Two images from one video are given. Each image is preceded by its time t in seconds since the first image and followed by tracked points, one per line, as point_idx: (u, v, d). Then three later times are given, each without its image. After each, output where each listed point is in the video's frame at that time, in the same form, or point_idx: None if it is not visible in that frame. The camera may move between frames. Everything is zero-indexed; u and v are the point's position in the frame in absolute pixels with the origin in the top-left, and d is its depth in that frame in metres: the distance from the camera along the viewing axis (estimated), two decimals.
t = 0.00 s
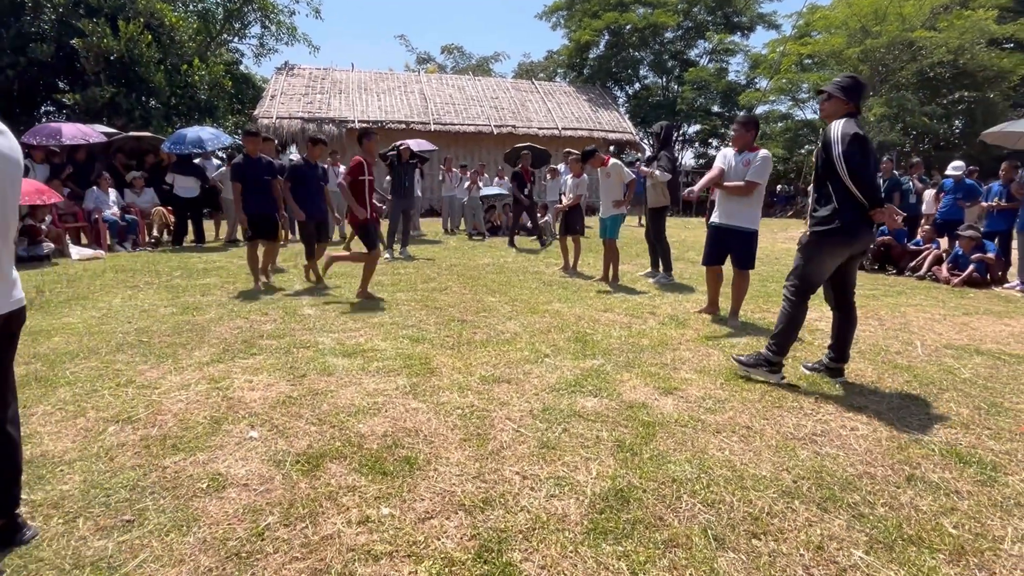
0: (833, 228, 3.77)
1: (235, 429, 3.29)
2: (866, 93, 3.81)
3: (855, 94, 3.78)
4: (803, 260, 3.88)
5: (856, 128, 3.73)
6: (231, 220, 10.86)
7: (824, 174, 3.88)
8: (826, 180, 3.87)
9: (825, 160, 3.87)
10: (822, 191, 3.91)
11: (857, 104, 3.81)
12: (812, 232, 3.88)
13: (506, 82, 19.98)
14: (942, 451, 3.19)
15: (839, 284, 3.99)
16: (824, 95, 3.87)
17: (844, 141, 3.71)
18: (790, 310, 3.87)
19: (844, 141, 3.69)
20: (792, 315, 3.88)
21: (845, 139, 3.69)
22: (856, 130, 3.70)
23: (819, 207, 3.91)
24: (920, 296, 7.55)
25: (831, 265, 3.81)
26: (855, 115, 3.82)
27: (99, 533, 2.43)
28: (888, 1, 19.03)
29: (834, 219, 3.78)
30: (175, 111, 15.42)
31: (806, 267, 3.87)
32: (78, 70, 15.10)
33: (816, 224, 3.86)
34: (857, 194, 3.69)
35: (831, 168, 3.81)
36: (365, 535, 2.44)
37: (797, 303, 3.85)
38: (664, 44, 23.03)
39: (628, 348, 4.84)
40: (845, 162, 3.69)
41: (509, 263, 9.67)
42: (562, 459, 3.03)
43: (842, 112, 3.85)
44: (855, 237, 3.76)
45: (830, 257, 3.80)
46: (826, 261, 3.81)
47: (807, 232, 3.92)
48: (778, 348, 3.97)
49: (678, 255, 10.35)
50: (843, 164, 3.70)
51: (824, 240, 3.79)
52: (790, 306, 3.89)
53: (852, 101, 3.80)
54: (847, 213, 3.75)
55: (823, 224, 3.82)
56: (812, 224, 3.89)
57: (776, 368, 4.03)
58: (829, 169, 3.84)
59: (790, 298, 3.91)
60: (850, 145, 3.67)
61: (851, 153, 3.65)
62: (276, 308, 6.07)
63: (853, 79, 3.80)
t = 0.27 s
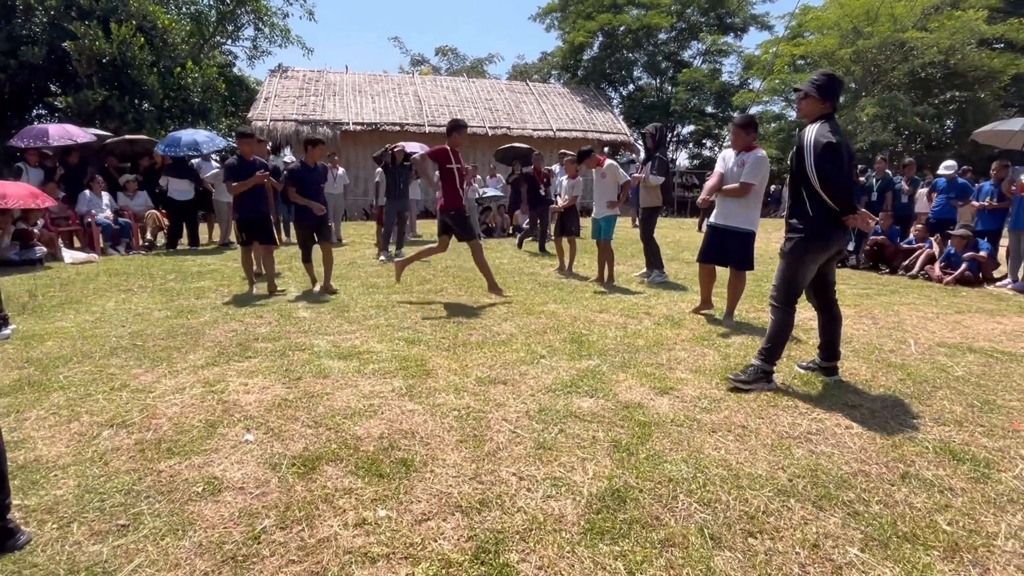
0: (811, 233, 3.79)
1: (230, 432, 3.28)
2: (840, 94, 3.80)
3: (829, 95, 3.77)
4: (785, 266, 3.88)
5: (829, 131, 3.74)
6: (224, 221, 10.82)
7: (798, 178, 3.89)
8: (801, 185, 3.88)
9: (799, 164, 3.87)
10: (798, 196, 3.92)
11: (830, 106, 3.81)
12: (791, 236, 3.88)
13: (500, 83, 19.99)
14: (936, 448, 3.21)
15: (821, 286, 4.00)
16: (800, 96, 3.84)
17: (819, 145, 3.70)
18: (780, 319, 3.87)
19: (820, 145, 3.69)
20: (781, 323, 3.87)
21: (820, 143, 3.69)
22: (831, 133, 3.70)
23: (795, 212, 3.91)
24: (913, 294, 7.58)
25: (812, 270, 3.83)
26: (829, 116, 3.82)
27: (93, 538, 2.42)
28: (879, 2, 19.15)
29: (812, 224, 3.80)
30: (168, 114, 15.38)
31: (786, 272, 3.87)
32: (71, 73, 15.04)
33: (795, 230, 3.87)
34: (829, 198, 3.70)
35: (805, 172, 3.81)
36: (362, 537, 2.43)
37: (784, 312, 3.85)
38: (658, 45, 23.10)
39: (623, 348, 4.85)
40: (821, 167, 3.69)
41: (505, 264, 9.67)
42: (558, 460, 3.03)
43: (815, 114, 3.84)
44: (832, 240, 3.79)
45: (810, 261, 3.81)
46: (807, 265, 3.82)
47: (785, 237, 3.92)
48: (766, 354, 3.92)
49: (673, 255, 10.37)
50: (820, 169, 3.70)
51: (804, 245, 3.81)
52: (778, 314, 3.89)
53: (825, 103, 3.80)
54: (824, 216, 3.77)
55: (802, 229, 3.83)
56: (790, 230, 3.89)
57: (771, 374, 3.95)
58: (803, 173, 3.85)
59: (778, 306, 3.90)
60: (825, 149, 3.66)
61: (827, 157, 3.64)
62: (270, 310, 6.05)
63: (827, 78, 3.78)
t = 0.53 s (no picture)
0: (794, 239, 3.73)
1: (228, 437, 3.27)
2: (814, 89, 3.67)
3: (805, 94, 3.64)
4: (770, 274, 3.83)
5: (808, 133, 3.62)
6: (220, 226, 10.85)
7: (775, 182, 3.78)
8: (778, 188, 3.76)
9: (778, 168, 3.75)
10: (775, 199, 3.81)
11: (803, 104, 3.68)
12: (773, 241, 3.80)
13: (497, 87, 20.02)
14: (934, 447, 3.22)
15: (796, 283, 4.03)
16: (779, 93, 3.65)
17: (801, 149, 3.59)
18: (773, 328, 3.84)
19: (807, 152, 3.57)
20: (775, 331, 3.84)
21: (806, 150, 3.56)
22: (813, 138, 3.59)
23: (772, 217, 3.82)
24: (910, 294, 7.59)
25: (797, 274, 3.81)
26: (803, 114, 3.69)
27: (92, 544, 2.41)
28: (873, 4, 19.23)
29: (794, 229, 3.74)
30: (164, 119, 15.37)
31: (772, 277, 3.82)
32: (66, 79, 15.02)
33: (776, 235, 3.79)
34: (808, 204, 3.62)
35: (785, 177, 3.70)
36: (362, 541, 2.43)
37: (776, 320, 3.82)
38: (654, 48, 23.16)
39: (621, 350, 4.85)
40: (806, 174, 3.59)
41: (503, 267, 9.66)
42: (557, 462, 3.03)
43: (790, 112, 3.70)
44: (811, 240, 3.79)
45: (795, 265, 3.78)
46: (792, 270, 3.79)
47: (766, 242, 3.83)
48: (761, 361, 3.89)
49: (670, 257, 10.39)
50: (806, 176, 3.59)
51: (788, 251, 3.76)
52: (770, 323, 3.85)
53: (799, 101, 3.65)
54: (804, 220, 3.73)
55: (784, 234, 3.75)
56: (771, 236, 3.81)
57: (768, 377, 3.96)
58: (780, 178, 3.74)
59: (768, 314, 3.87)
60: (812, 155, 3.55)
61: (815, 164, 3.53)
62: (268, 315, 6.04)
63: (801, 76, 3.63)
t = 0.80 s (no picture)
0: (792, 244, 3.66)
1: (230, 443, 3.27)
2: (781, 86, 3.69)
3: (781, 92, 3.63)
4: (768, 279, 3.70)
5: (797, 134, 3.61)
6: (217, 229, 10.99)
7: (772, 185, 3.64)
8: (775, 191, 3.64)
9: (774, 169, 3.62)
10: (768, 202, 3.68)
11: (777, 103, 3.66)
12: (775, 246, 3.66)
13: (494, 90, 20.05)
14: (936, 448, 3.22)
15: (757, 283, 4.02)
16: (757, 93, 3.59)
17: (799, 150, 3.55)
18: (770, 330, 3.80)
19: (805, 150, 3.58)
20: (774, 333, 3.80)
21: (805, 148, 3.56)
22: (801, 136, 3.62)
23: (769, 221, 3.66)
24: (909, 295, 7.61)
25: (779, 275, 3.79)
26: (777, 112, 3.68)
27: (95, 552, 2.40)
28: (869, 5, 19.33)
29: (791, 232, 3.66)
30: (162, 125, 15.38)
31: (772, 282, 3.71)
32: (64, 85, 15.04)
33: (777, 240, 3.65)
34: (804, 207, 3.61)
35: (783, 179, 3.60)
36: (365, 547, 2.42)
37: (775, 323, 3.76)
38: (651, 50, 23.21)
39: (622, 353, 4.85)
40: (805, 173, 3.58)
41: (503, 270, 9.66)
42: (559, 466, 3.02)
43: (767, 112, 3.66)
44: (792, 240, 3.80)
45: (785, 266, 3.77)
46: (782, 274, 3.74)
47: (767, 247, 3.66)
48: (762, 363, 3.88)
49: (669, 259, 10.39)
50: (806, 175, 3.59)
51: (787, 254, 3.68)
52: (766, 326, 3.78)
53: (774, 100, 3.63)
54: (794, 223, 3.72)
55: (784, 237, 3.66)
56: (775, 243, 3.65)
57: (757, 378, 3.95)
58: (774, 180, 3.63)
59: (767, 319, 3.78)
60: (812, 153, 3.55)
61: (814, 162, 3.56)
62: (268, 320, 6.03)
63: (778, 75, 3.59)
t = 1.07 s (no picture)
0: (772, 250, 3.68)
1: (232, 451, 3.27)
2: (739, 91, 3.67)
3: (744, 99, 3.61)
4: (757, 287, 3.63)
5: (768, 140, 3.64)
6: (217, 235, 11.02)
7: (754, 191, 3.60)
8: (757, 198, 3.61)
9: (755, 176, 3.58)
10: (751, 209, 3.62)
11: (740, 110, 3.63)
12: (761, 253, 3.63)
13: (492, 93, 20.08)
14: (938, 450, 3.22)
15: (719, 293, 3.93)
16: (725, 101, 3.51)
17: (777, 156, 3.56)
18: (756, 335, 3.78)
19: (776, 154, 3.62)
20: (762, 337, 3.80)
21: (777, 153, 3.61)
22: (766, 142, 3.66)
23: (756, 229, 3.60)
24: (908, 295, 7.63)
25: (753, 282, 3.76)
26: (741, 117, 3.64)
27: (99, 562, 2.40)
28: (865, 6, 19.41)
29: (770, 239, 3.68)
30: (161, 131, 15.39)
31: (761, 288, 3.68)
32: (63, 93, 15.05)
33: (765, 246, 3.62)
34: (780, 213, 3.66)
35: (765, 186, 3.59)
36: (369, 554, 2.43)
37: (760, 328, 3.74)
38: (648, 52, 23.26)
39: (623, 356, 4.86)
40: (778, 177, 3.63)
41: (503, 274, 9.66)
42: (563, 471, 3.03)
43: (733, 119, 3.61)
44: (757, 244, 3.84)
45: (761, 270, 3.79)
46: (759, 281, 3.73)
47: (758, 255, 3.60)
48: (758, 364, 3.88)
49: (669, 261, 10.41)
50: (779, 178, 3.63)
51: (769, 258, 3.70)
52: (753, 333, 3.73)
53: (739, 106, 3.59)
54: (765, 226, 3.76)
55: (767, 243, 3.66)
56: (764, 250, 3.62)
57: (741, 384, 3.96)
58: (755, 187, 3.60)
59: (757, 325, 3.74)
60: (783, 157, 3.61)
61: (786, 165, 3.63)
62: (268, 326, 6.03)
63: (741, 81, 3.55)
